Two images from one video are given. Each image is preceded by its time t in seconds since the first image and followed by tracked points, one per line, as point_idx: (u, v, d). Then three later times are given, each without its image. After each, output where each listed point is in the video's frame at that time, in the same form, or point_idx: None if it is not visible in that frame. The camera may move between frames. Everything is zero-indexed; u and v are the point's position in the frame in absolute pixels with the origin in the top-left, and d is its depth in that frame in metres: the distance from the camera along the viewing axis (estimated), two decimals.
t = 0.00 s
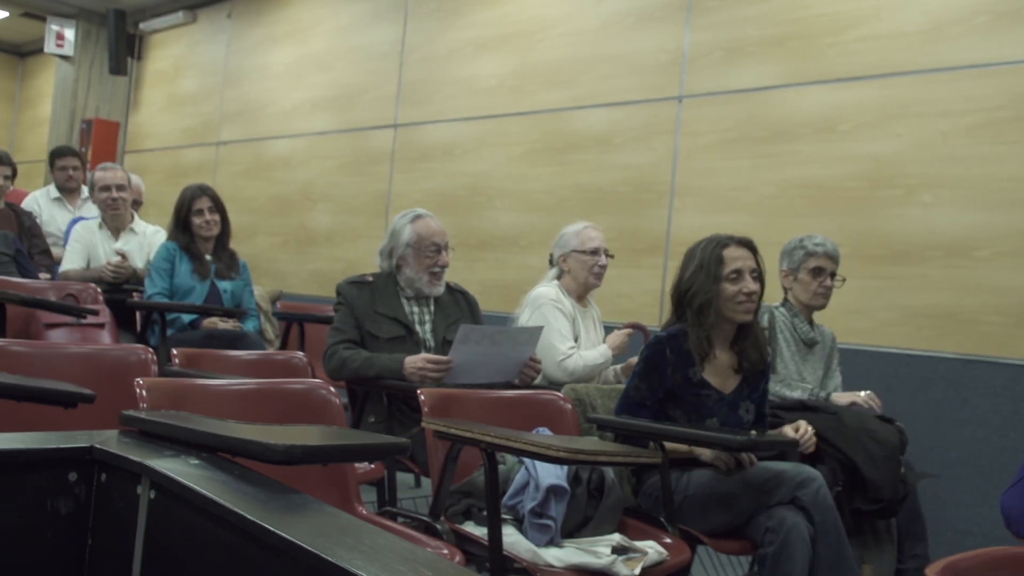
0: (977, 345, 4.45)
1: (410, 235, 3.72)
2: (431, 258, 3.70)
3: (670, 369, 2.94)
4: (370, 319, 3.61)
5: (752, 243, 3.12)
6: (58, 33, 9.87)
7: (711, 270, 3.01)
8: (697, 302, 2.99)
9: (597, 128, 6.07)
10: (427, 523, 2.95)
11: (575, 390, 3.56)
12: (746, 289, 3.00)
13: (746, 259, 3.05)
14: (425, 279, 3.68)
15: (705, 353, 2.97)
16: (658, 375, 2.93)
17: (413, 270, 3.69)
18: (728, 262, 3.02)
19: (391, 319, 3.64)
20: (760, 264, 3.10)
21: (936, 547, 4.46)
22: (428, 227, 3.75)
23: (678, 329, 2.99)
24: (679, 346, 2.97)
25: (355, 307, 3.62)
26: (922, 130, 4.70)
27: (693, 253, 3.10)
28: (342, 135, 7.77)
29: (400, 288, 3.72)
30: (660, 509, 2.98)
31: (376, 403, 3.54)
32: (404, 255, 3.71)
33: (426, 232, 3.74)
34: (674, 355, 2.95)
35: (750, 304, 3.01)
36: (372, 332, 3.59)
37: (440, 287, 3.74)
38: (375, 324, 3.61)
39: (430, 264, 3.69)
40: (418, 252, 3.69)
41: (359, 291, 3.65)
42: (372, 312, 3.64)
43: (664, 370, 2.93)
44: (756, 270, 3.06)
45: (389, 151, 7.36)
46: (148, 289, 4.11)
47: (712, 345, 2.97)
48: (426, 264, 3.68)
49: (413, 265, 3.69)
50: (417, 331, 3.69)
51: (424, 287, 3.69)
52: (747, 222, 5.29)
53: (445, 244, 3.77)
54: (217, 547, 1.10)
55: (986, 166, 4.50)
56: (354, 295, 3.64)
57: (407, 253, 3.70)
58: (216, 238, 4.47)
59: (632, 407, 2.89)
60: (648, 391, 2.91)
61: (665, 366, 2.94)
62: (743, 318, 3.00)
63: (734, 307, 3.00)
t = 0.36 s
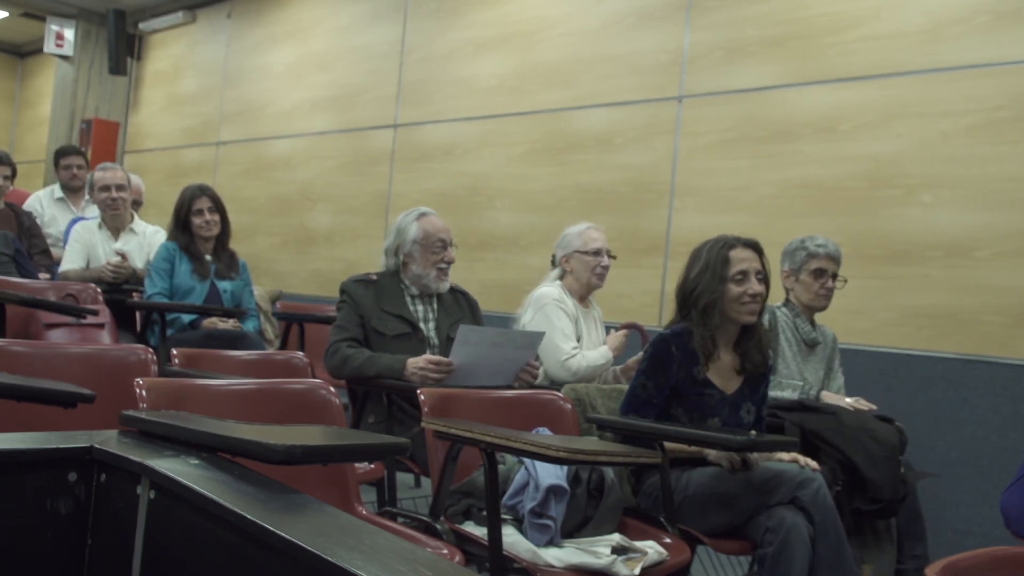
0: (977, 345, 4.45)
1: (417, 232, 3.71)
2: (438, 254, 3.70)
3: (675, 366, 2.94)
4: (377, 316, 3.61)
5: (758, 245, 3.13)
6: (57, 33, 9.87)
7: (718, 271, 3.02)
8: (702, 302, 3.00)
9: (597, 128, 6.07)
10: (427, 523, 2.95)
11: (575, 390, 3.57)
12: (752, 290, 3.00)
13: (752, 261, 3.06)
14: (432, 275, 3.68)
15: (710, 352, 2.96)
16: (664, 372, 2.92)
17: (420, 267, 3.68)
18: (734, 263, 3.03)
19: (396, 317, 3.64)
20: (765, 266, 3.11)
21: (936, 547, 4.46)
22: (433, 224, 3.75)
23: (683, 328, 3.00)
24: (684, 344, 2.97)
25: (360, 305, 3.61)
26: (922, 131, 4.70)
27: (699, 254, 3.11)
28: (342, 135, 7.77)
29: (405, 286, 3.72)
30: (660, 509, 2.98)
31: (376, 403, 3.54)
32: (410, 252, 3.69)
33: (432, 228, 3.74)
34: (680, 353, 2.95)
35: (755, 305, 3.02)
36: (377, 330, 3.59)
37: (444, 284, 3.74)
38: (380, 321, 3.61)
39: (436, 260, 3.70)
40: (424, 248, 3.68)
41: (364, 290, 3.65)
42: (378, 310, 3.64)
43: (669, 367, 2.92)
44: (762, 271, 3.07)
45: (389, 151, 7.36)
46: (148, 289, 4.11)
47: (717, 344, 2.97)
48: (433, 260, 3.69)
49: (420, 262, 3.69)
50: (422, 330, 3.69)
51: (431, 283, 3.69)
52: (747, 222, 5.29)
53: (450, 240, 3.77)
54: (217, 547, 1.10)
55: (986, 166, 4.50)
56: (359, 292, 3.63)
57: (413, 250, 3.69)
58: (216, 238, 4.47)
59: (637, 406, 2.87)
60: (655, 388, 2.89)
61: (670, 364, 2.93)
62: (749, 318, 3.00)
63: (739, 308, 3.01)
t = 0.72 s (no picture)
0: (978, 345, 4.45)
1: (401, 232, 3.74)
2: (424, 253, 3.70)
3: (673, 364, 2.94)
4: (373, 316, 3.61)
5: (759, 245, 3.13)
6: (57, 33, 9.86)
7: (719, 270, 3.02)
8: (704, 301, 3.00)
9: (597, 128, 6.07)
10: (427, 523, 2.95)
11: (575, 390, 3.57)
12: (753, 290, 3.00)
13: (753, 261, 3.06)
14: (420, 274, 3.68)
15: (711, 351, 2.97)
16: (661, 371, 2.92)
17: (408, 267, 3.70)
18: (735, 263, 3.03)
19: (392, 316, 3.64)
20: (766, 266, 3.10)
21: (936, 547, 4.46)
22: (420, 223, 3.77)
23: (684, 327, 3.00)
24: (683, 344, 2.96)
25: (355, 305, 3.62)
26: (923, 130, 4.70)
27: (700, 253, 3.11)
28: (342, 135, 7.77)
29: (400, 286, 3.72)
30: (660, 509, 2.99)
31: (376, 403, 3.54)
32: (397, 252, 3.72)
33: (417, 228, 3.75)
34: (678, 352, 2.95)
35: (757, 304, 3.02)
36: (374, 329, 3.59)
37: (437, 282, 3.72)
38: (377, 321, 3.61)
39: (423, 260, 3.69)
40: (410, 249, 3.70)
41: (361, 291, 3.65)
42: (374, 310, 3.64)
43: (668, 365, 2.92)
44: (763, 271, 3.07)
45: (389, 151, 7.36)
46: (148, 290, 4.11)
47: (718, 343, 2.97)
48: (420, 259, 3.69)
49: (407, 262, 3.70)
50: (418, 328, 3.68)
51: (420, 283, 3.69)
52: (747, 222, 5.28)
53: (439, 239, 3.77)
54: (217, 548, 1.10)
55: (986, 166, 4.49)
56: (355, 293, 3.63)
57: (400, 251, 3.71)
58: (216, 238, 4.47)
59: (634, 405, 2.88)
60: (652, 387, 2.90)
61: (668, 362, 2.93)
62: (750, 318, 3.00)
63: (739, 307, 3.01)
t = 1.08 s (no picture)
0: (977, 345, 4.45)
1: (386, 234, 3.78)
2: (410, 252, 3.71)
3: (666, 366, 2.95)
4: (368, 317, 3.59)
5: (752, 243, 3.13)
6: (58, 33, 9.83)
7: (708, 270, 3.03)
8: (694, 302, 3.01)
9: (597, 128, 6.06)
10: (428, 523, 2.95)
11: (575, 390, 3.56)
12: (744, 289, 3.00)
13: (744, 259, 3.06)
14: (410, 274, 3.69)
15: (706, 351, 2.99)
16: (654, 373, 2.93)
17: (396, 268, 3.71)
18: (725, 262, 3.03)
19: (387, 316, 3.62)
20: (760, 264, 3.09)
21: (936, 547, 4.46)
22: (404, 224, 3.79)
23: (677, 328, 3.02)
24: (675, 344, 2.98)
25: (351, 307, 3.60)
26: (923, 130, 4.70)
27: (693, 254, 3.13)
28: (342, 135, 7.77)
29: (394, 287, 3.72)
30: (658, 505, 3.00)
31: (375, 403, 3.54)
32: (385, 254, 3.75)
33: (402, 228, 3.77)
34: (670, 353, 2.96)
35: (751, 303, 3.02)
36: (370, 330, 3.57)
37: (427, 281, 3.73)
38: (372, 322, 3.59)
39: (411, 259, 3.71)
40: (395, 249, 3.72)
41: (355, 293, 3.64)
42: (369, 311, 3.62)
43: (659, 367, 2.94)
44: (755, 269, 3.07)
45: (389, 151, 7.36)
46: (148, 289, 4.10)
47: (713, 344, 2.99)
48: (407, 259, 3.70)
49: (395, 263, 3.72)
50: (413, 328, 3.66)
51: (409, 283, 3.70)
52: (747, 222, 5.28)
53: (425, 238, 3.78)
54: (217, 547, 1.10)
55: (986, 166, 4.50)
56: (349, 295, 3.62)
57: (388, 253, 3.75)
58: (216, 238, 4.47)
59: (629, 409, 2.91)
60: (646, 386, 2.92)
61: (661, 364, 2.94)
62: (741, 317, 2.99)
63: (730, 307, 3.01)
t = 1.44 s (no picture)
0: (977, 345, 4.45)
1: (385, 234, 3.79)
2: (409, 252, 3.73)
3: (658, 367, 2.99)
4: (368, 318, 3.58)
5: (744, 244, 3.11)
6: (57, 33, 9.77)
7: (688, 274, 3.07)
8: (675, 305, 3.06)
9: (597, 128, 6.06)
10: (428, 523, 2.95)
11: (575, 390, 3.56)
12: (717, 290, 3.00)
13: (729, 260, 3.05)
14: (409, 275, 3.70)
15: (694, 354, 3.00)
16: (647, 374, 2.99)
17: (394, 268, 3.73)
18: (704, 264, 3.07)
19: (387, 317, 3.61)
20: (749, 265, 3.06)
21: (936, 547, 4.46)
22: (402, 224, 3.81)
23: (668, 332, 3.07)
24: (664, 346, 3.02)
25: (350, 307, 3.59)
26: (923, 131, 4.70)
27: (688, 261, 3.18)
28: (342, 135, 7.77)
29: (393, 288, 3.72)
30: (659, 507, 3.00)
31: (375, 402, 3.53)
32: (381, 256, 3.78)
33: (400, 228, 3.79)
34: (662, 354, 3.01)
35: (730, 303, 3.00)
36: (370, 330, 3.56)
37: (426, 282, 3.73)
38: (371, 322, 3.58)
39: (410, 259, 3.72)
40: (394, 249, 3.73)
41: (354, 292, 3.63)
42: (368, 312, 3.60)
43: (651, 369, 2.99)
44: (738, 269, 3.04)
45: (389, 151, 7.36)
46: (148, 289, 4.10)
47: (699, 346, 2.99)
48: (406, 259, 3.72)
49: (394, 263, 3.73)
50: (412, 329, 3.66)
51: (408, 283, 3.70)
52: (747, 222, 5.28)
53: (423, 239, 3.80)
54: (216, 547, 1.10)
55: (985, 166, 4.50)
56: (348, 295, 3.61)
57: (385, 253, 3.75)
58: (216, 238, 4.47)
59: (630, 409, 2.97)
60: (638, 386, 2.98)
61: (653, 365, 2.99)
62: (716, 318, 2.99)
63: (708, 310, 3.02)
